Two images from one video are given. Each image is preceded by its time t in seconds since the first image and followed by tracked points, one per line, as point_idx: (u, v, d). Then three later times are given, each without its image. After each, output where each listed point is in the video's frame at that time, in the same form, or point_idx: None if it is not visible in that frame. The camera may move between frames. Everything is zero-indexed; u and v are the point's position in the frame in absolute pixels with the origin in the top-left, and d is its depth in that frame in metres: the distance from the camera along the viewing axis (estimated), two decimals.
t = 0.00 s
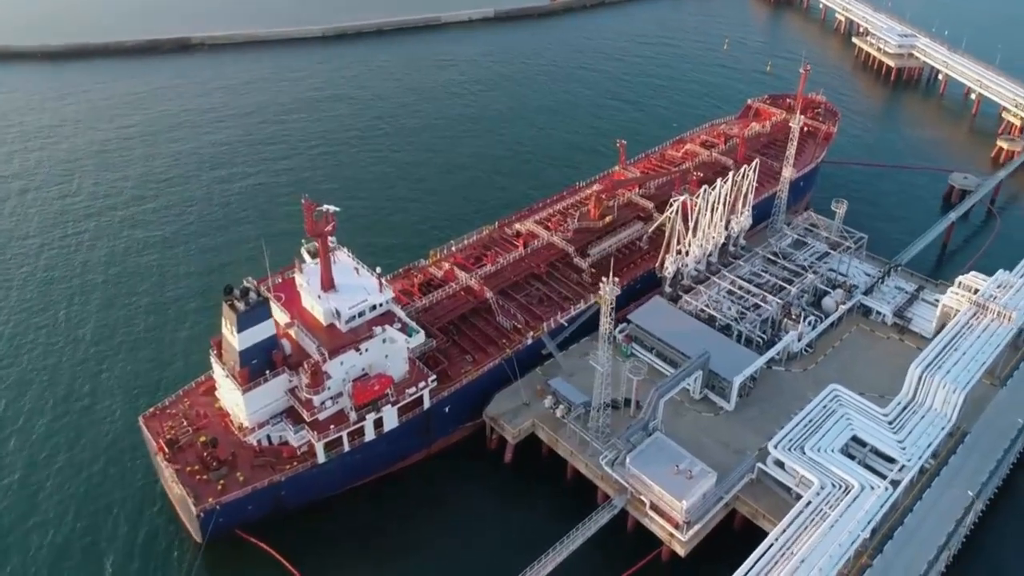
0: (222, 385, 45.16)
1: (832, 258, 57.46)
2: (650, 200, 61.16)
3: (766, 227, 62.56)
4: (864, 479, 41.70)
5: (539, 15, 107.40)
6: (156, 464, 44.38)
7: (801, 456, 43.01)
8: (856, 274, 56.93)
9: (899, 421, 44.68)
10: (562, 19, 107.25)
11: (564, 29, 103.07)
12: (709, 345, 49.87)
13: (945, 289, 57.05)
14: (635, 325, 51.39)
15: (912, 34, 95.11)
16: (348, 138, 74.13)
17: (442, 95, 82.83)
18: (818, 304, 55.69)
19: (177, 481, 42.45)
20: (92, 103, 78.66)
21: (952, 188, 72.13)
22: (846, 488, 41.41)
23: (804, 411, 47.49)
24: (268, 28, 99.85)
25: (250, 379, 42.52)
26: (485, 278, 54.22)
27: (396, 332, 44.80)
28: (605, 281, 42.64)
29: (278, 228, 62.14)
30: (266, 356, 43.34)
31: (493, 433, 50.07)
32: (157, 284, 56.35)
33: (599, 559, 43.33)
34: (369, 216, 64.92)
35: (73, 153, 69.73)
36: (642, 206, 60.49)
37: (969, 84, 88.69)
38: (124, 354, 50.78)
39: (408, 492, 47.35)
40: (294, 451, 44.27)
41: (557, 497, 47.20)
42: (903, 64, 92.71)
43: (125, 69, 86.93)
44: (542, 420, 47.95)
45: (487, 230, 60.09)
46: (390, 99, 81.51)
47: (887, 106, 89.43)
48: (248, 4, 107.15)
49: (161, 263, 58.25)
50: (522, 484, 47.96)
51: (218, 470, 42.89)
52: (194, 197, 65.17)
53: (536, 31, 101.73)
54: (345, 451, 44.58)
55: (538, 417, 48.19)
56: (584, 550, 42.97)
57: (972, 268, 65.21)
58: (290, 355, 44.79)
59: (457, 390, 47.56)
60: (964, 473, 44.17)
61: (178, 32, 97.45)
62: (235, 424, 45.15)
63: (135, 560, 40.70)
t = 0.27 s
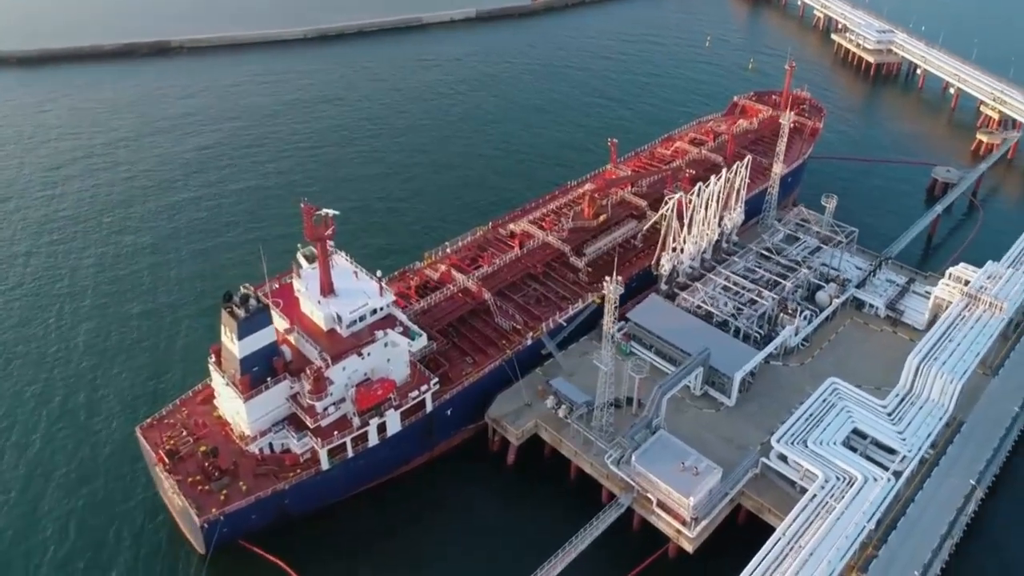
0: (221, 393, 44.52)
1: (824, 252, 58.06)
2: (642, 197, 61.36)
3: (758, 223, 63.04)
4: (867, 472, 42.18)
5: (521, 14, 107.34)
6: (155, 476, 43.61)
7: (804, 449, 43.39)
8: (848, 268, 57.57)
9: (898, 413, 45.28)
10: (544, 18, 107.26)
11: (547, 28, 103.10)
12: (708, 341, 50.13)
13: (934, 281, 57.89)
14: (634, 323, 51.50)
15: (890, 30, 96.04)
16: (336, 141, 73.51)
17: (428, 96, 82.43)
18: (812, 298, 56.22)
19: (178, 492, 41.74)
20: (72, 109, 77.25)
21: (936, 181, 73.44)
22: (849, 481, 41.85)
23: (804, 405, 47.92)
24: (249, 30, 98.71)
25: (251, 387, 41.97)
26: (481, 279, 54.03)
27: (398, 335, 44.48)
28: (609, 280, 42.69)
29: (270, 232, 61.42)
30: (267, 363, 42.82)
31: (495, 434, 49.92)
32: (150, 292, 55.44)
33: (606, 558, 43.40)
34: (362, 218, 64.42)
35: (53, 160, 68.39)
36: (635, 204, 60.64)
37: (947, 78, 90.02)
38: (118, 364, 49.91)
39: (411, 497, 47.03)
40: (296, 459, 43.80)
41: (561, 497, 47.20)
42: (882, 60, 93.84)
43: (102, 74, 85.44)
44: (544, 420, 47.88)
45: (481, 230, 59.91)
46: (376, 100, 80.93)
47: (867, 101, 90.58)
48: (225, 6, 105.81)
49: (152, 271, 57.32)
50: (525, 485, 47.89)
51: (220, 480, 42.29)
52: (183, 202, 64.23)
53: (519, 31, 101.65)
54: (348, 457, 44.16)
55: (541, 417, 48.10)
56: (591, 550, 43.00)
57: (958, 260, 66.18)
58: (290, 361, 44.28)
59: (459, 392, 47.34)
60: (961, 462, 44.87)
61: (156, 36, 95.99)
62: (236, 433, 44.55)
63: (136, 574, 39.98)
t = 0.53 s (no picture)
0: (221, 402, 43.94)
1: (816, 247, 58.63)
2: (635, 196, 61.56)
3: (749, 219, 63.54)
4: (870, 463, 42.66)
5: (503, 14, 107.26)
6: (154, 487, 42.83)
7: (807, 442, 43.79)
8: (840, 262, 58.21)
9: (896, 404, 45.84)
10: (527, 17, 107.25)
11: (529, 28, 103.12)
12: (707, 338, 50.41)
13: (924, 274, 58.70)
14: (633, 321, 51.62)
15: (868, 26, 97.21)
16: (324, 144, 72.87)
17: (415, 97, 82.04)
18: (806, 292, 56.73)
19: (180, 503, 41.05)
20: (52, 115, 75.80)
21: (919, 174, 74.46)
22: (853, 473, 42.29)
23: (804, 398, 48.37)
24: (228, 32, 97.58)
25: (253, 395, 41.48)
26: (479, 280, 53.87)
27: (400, 339, 44.15)
28: (612, 278, 42.78)
29: (262, 238, 60.74)
30: (268, 370, 42.33)
31: (497, 436, 49.80)
32: (142, 300, 54.57)
33: (613, 557, 43.47)
34: (354, 221, 63.91)
35: (34, 168, 67.05)
36: (628, 202, 60.80)
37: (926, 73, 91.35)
38: (112, 375, 49.06)
39: (415, 501, 46.76)
40: (300, 466, 43.37)
41: (566, 497, 47.23)
42: (862, 56, 94.93)
43: (80, 79, 83.91)
44: (547, 420, 47.85)
45: (475, 232, 59.76)
46: (362, 103, 80.38)
47: (848, 97, 91.71)
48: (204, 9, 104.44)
49: (143, 279, 56.40)
50: (529, 485, 47.83)
51: (223, 490, 41.72)
52: (171, 209, 63.30)
53: (502, 31, 101.55)
54: (353, 463, 43.78)
55: (544, 418, 48.03)
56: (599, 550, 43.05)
57: (944, 251, 67.16)
58: (292, 367, 43.84)
59: (461, 395, 47.14)
60: (959, 451, 45.52)
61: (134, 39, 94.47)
62: (238, 442, 44.01)
63: None
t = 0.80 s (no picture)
0: (221, 411, 43.33)
1: (807, 242, 59.20)
2: (627, 194, 61.72)
3: (740, 215, 64.03)
4: (871, 455, 43.17)
5: (484, 14, 107.19)
6: (154, 499, 41.98)
7: (809, 436, 44.19)
8: (831, 257, 58.84)
9: (894, 395, 46.45)
10: (508, 17, 107.27)
11: (511, 27, 103.18)
12: (706, 334, 50.67)
13: (913, 266, 59.53)
14: (632, 319, 51.70)
15: (846, 22, 98.43)
16: (312, 148, 72.41)
17: (401, 99, 81.76)
18: (800, 287, 57.25)
19: (183, 515, 40.33)
20: (30, 122, 74.42)
21: (902, 168, 75.46)
22: (855, 464, 42.77)
23: (803, 392, 48.84)
24: (207, 35, 96.44)
25: (255, 403, 40.97)
26: (476, 281, 53.69)
27: (403, 343, 43.80)
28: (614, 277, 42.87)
29: (254, 245, 60.22)
30: (270, 377, 41.81)
31: (499, 437, 49.68)
32: (134, 310, 53.77)
33: (620, 556, 43.55)
34: (346, 227, 63.66)
35: (14, 176, 65.74)
36: (621, 201, 60.90)
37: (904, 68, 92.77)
38: (107, 387, 48.25)
39: (419, 505, 46.49)
40: (304, 474, 42.91)
41: (570, 497, 47.24)
42: (841, 52, 96.13)
43: (57, 84, 82.46)
44: (550, 420, 47.82)
45: (469, 233, 59.57)
46: (348, 106, 79.93)
47: (829, 92, 92.83)
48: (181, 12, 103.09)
49: (134, 288, 55.57)
50: (533, 487, 47.78)
51: (227, 499, 41.14)
52: (159, 216, 62.47)
53: (484, 31, 101.48)
54: (357, 469, 43.40)
55: (546, 418, 48.00)
56: (607, 549, 43.10)
57: (930, 243, 68.16)
58: (293, 374, 43.36)
59: (463, 397, 46.95)
60: (955, 440, 46.18)
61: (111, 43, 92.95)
62: (240, 450, 43.44)
63: None
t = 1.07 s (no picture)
0: (221, 419, 42.80)
1: (799, 237, 59.76)
2: (620, 192, 61.86)
3: (731, 212, 64.51)
4: (872, 447, 43.65)
5: (467, 15, 107.44)
6: (154, 510, 41.31)
7: (809, 429, 44.57)
8: (823, 252, 59.45)
9: (890, 387, 47.04)
10: (491, 18, 107.54)
11: (495, 28, 103.42)
12: (703, 331, 50.96)
13: (902, 259, 60.24)
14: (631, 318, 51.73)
15: (826, 19, 99.33)
16: (301, 151, 71.96)
17: (388, 102, 81.55)
18: (793, 282, 57.77)
19: (185, 525, 39.75)
20: (10, 127, 73.17)
21: (886, 162, 76.61)
22: (856, 457, 43.21)
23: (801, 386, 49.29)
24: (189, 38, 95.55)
25: (256, 411, 40.50)
26: (473, 282, 53.53)
27: (404, 346, 43.54)
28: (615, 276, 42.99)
29: (247, 249, 59.65)
30: (271, 384, 41.36)
31: (500, 439, 49.58)
32: (128, 317, 53.03)
33: (625, 554, 43.64)
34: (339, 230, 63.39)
35: None
36: (613, 199, 61.06)
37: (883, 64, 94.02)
38: (103, 396, 47.52)
39: (422, 509, 46.23)
40: (307, 481, 42.50)
41: (573, 497, 47.26)
42: (822, 49, 97.04)
43: (36, 88, 81.16)
44: (551, 420, 47.78)
45: (463, 234, 59.47)
46: (335, 108, 79.57)
47: (810, 89, 93.89)
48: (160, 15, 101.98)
49: (127, 295, 54.80)
50: (536, 487, 47.74)
51: (230, 508, 40.61)
52: (149, 222, 61.71)
53: (467, 32, 101.59)
54: (360, 475, 43.06)
55: (548, 418, 47.98)
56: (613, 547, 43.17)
57: (915, 236, 69.18)
58: (294, 380, 42.93)
59: (464, 400, 46.79)
60: (951, 430, 46.79)
61: (89, 46, 91.67)
62: (241, 458, 42.93)
63: None
